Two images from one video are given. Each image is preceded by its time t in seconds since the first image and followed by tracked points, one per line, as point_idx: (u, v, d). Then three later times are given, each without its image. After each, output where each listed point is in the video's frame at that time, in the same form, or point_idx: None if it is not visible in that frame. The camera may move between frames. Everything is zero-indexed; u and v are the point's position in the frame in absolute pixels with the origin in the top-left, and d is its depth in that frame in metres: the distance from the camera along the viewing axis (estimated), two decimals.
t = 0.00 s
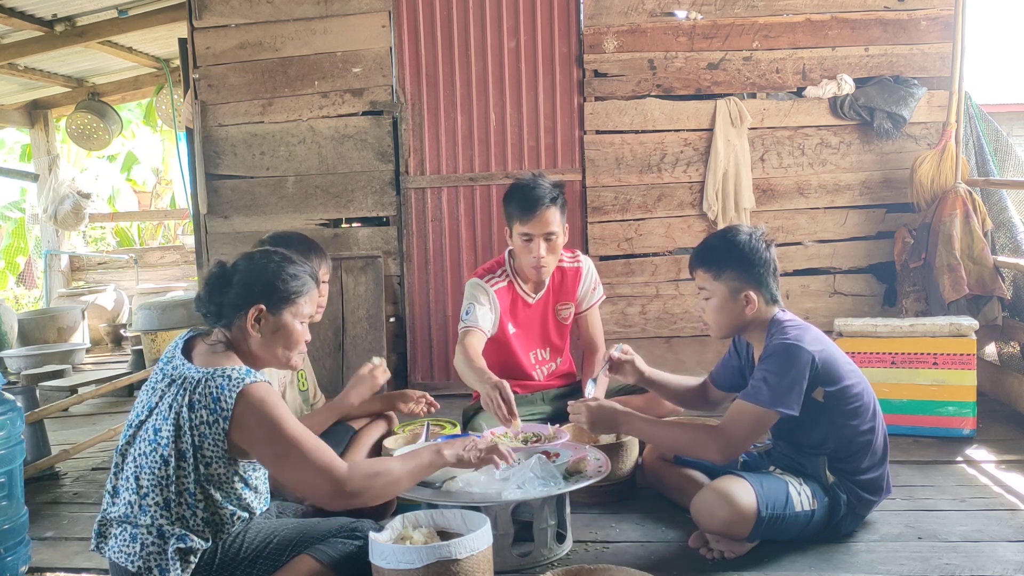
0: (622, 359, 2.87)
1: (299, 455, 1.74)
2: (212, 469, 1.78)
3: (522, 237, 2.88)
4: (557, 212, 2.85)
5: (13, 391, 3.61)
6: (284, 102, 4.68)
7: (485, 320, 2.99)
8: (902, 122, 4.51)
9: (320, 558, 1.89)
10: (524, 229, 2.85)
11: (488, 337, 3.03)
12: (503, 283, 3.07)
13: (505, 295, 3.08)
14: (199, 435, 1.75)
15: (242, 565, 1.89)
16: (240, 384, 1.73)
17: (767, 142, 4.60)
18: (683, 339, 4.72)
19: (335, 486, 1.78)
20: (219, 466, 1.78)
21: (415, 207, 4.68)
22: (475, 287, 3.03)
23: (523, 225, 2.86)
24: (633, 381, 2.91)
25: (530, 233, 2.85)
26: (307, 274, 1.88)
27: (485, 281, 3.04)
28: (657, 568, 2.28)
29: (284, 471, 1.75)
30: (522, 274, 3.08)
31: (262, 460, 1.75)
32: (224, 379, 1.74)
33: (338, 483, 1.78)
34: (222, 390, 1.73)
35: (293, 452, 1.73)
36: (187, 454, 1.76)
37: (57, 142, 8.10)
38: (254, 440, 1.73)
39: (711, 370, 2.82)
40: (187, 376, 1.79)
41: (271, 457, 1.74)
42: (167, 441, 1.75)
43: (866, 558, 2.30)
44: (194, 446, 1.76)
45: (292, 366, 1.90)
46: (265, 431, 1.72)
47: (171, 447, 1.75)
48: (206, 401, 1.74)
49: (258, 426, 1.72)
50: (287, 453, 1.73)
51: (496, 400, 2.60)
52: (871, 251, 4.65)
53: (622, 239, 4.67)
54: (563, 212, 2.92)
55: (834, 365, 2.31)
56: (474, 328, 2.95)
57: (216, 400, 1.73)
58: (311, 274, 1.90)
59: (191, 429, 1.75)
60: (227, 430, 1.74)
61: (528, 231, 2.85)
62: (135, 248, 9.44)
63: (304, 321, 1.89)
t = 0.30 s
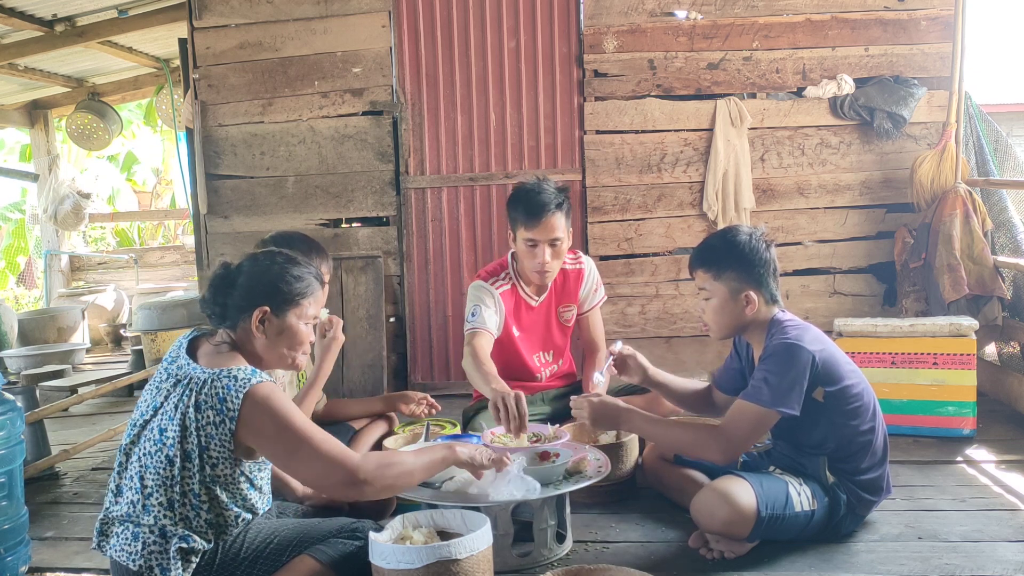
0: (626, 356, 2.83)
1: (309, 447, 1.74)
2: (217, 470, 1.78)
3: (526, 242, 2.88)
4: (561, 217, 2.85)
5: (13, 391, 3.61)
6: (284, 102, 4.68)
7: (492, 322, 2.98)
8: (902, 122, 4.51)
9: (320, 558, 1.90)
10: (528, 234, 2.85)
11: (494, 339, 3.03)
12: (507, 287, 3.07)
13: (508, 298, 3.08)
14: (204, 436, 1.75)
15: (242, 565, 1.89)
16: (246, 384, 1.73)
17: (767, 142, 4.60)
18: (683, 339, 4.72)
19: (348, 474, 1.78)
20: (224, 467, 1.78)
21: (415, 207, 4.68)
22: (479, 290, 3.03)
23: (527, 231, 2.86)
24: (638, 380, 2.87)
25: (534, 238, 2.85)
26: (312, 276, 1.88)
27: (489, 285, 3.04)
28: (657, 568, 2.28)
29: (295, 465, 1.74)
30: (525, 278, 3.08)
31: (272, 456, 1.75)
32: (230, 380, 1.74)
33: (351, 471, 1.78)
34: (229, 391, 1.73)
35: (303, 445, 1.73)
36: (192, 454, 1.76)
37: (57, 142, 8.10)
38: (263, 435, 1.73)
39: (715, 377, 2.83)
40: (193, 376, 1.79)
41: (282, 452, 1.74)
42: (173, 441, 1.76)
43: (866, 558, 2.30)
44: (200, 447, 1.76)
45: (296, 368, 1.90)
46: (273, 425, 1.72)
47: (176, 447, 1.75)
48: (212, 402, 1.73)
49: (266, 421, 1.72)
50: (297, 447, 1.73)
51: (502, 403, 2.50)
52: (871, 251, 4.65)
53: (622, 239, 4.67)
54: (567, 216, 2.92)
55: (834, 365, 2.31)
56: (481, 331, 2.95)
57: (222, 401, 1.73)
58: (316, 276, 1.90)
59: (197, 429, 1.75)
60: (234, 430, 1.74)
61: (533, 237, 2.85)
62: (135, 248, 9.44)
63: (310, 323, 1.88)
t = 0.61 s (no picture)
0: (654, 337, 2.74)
1: (299, 456, 1.73)
2: (214, 469, 1.78)
3: (529, 244, 2.88)
4: (564, 219, 2.84)
5: (13, 391, 3.61)
6: (284, 102, 4.68)
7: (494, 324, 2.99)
8: (902, 122, 4.51)
9: (320, 558, 1.89)
10: (530, 237, 2.85)
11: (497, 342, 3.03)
12: (508, 288, 3.07)
13: (510, 300, 3.08)
14: (201, 436, 1.75)
15: (242, 565, 1.89)
16: (243, 385, 1.73)
17: (767, 142, 4.60)
18: (683, 339, 4.72)
19: (331, 490, 1.77)
20: (222, 466, 1.78)
21: (415, 207, 4.68)
22: (481, 291, 3.03)
23: (530, 234, 2.86)
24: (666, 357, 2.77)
25: (537, 241, 2.85)
26: (312, 275, 1.88)
27: (491, 286, 3.04)
28: (657, 568, 2.28)
29: (282, 471, 1.73)
30: (527, 280, 3.08)
31: (260, 459, 1.74)
32: (227, 380, 1.74)
33: (334, 488, 1.77)
34: (226, 391, 1.73)
35: (293, 453, 1.72)
36: (190, 454, 1.76)
37: (57, 142, 8.10)
38: (255, 439, 1.73)
39: (719, 373, 2.83)
40: (191, 376, 1.79)
41: (271, 456, 1.73)
42: (170, 441, 1.75)
43: (866, 558, 2.30)
44: (197, 447, 1.76)
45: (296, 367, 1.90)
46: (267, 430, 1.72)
47: (174, 447, 1.75)
48: (208, 401, 1.73)
49: (262, 424, 1.71)
50: (289, 454, 1.72)
51: (507, 413, 2.45)
52: (871, 251, 4.65)
53: (622, 239, 4.67)
54: (570, 218, 2.92)
55: (835, 365, 2.31)
56: (485, 333, 2.96)
57: (219, 400, 1.72)
58: (316, 275, 1.90)
59: (194, 429, 1.75)
60: (230, 430, 1.74)
61: (535, 240, 2.85)
62: (135, 248, 9.44)
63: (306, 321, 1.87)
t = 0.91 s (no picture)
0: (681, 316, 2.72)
1: (302, 454, 1.73)
2: (215, 470, 1.78)
3: (529, 242, 2.88)
4: (564, 217, 2.84)
5: (13, 391, 3.61)
6: (284, 102, 4.68)
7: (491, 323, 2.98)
8: (902, 122, 4.51)
9: (320, 558, 1.89)
10: (531, 235, 2.85)
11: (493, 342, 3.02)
12: (507, 287, 3.07)
13: (509, 299, 3.08)
14: (203, 436, 1.75)
15: (241, 565, 1.89)
16: (245, 385, 1.73)
17: (767, 142, 4.60)
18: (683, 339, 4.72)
19: (337, 485, 1.76)
20: (223, 467, 1.78)
21: (415, 207, 4.68)
22: (479, 290, 3.03)
23: (531, 232, 2.86)
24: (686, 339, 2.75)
25: (538, 239, 2.85)
26: (315, 276, 1.88)
27: (489, 285, 3.04)
28: (657, 568, 2.28)
29: (289, 469, 1.74)
30: (527, 279, 3.08)
31: (266, 459, 1.75)
32: (229, 381, 1.74)
33: (340, 482, 1.77)
34: (227, 391, 1.73)
35: (297, 451, 1.72)
36: (191, 454, 1.76)
37: (57, 142, 8.10)
38: (258, 439, 1.73)
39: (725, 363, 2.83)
40: (193, 376, 1.79)
41: (275, 457, 1.73)
42: (171, 441, 1.75)
43: (866, 558, 2.30)
44: (198, 447, 1.76)
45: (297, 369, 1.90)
46: (268, 430, 1.72)
47: (175, 447, 1.76)
48: (210, 402, 1.73)
49: (263, 425, 1.72)
50: (291, 452, 1.72)
51: (501, 389, 2.57)
52: (871, 252, 4.65)
53: (622, 239, 4.67)
54: (570, 216, 2.92)
55: (842, 366, 2.31)
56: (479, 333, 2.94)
57: (221, 401, 1.72)
58: (319, 276, 1.90)
59: (195, 429, 1.75)
60: (231, 431, 1.74)
61: (535, 238, 2.85)
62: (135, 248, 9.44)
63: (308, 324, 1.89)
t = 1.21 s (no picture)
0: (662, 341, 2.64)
1: (328, 435, 1.74)
2: (227, 469, 1.79)
3: (527, 235, 2.88)
4: (562, 211, 2.85)
5: (12, 391, 3.61)
6: (284, 103, 4.68)
7: (483, 323, 2.98)
8: (902, 122, 4.51)
9: (320, 558, 1.89)
10: (529, 227, 2.85)
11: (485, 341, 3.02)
12: (504, 284, 3.07)
13: (506, 295, 3.07)
14: (219, 435, 1.77)
15: (243, 565, 1.88)
16: (261, 383, 1.75)
17: (767, 142, 4.60)
18: (683, 339, 4.72)
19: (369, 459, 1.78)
20: (238, 466, 1.79)
21: (415, 207, 4.68)
22: (476, 287, 3.03)
23: (528, 224, 2.86)
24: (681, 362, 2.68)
25: (535, 231, 2.85)
26: (319, 275, 1.89)
27: (486, 282, 3.04)
28: (657, 568, 2.28)
29: (320, 454, 1.75)
30: (525, 275, 3.08)
31: (295, 453, 1.76)
32: (244, 379, 1.76)
33: (371, 455, 1.78)
34: (244, 390, 1.75)
35: (322, 434, 1.74)
36: (204, 452, 1.77)
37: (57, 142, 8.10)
38: (283, 431, 1.74)
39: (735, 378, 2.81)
40: (206, 376, 1.80)
41: (303, 446, 1.74)
42: (184, 439, 1.76)
43: (866, 558, 2.30)
44: (212, 445, 1.77)
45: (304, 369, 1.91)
46: (289, 419, 1.73)
47: (188, 445, 1.76)
48: (227, 401, 1.75)
49: (282, 417, 1.73)
50: (316, 437, 1.74)
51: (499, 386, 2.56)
52: (871, 252, 4.65)
53: (622, 239, 4.67)
54: (569, 211, 2.92)
55: (845, 364, 2.31)
56: (471, 333, 2.95)
57: (238, 400, 1.74)
58: (322, 275, 1.91)
59: (211, 428, 1.76)
60: (249, 428, 1.76)
61: (533, 230, 2.85)
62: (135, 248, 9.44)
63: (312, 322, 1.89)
